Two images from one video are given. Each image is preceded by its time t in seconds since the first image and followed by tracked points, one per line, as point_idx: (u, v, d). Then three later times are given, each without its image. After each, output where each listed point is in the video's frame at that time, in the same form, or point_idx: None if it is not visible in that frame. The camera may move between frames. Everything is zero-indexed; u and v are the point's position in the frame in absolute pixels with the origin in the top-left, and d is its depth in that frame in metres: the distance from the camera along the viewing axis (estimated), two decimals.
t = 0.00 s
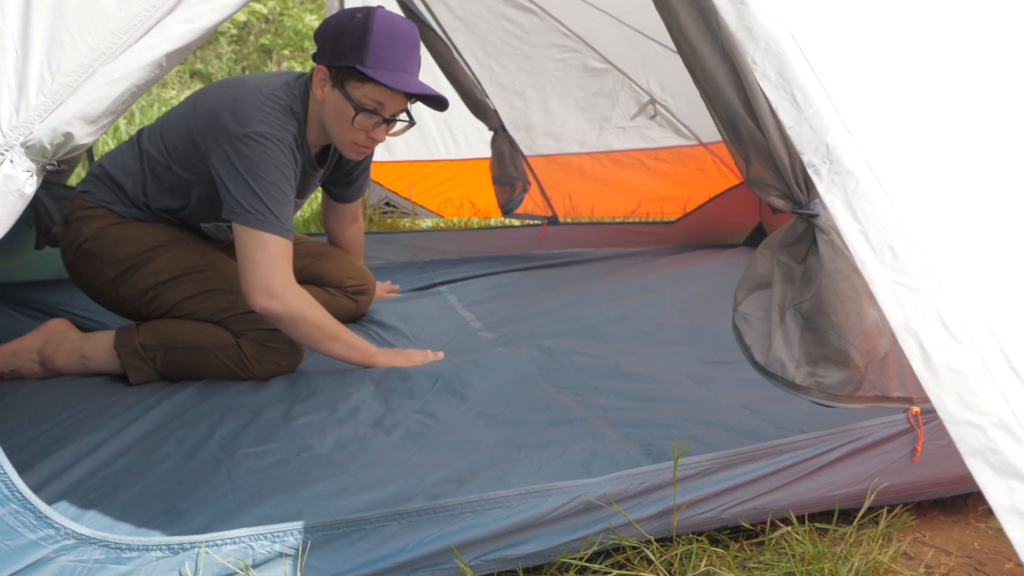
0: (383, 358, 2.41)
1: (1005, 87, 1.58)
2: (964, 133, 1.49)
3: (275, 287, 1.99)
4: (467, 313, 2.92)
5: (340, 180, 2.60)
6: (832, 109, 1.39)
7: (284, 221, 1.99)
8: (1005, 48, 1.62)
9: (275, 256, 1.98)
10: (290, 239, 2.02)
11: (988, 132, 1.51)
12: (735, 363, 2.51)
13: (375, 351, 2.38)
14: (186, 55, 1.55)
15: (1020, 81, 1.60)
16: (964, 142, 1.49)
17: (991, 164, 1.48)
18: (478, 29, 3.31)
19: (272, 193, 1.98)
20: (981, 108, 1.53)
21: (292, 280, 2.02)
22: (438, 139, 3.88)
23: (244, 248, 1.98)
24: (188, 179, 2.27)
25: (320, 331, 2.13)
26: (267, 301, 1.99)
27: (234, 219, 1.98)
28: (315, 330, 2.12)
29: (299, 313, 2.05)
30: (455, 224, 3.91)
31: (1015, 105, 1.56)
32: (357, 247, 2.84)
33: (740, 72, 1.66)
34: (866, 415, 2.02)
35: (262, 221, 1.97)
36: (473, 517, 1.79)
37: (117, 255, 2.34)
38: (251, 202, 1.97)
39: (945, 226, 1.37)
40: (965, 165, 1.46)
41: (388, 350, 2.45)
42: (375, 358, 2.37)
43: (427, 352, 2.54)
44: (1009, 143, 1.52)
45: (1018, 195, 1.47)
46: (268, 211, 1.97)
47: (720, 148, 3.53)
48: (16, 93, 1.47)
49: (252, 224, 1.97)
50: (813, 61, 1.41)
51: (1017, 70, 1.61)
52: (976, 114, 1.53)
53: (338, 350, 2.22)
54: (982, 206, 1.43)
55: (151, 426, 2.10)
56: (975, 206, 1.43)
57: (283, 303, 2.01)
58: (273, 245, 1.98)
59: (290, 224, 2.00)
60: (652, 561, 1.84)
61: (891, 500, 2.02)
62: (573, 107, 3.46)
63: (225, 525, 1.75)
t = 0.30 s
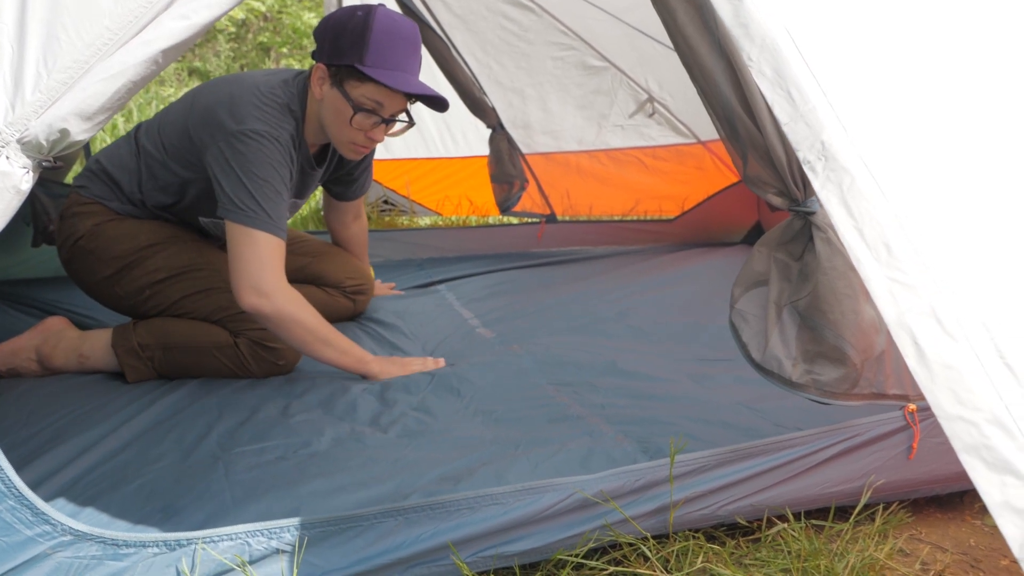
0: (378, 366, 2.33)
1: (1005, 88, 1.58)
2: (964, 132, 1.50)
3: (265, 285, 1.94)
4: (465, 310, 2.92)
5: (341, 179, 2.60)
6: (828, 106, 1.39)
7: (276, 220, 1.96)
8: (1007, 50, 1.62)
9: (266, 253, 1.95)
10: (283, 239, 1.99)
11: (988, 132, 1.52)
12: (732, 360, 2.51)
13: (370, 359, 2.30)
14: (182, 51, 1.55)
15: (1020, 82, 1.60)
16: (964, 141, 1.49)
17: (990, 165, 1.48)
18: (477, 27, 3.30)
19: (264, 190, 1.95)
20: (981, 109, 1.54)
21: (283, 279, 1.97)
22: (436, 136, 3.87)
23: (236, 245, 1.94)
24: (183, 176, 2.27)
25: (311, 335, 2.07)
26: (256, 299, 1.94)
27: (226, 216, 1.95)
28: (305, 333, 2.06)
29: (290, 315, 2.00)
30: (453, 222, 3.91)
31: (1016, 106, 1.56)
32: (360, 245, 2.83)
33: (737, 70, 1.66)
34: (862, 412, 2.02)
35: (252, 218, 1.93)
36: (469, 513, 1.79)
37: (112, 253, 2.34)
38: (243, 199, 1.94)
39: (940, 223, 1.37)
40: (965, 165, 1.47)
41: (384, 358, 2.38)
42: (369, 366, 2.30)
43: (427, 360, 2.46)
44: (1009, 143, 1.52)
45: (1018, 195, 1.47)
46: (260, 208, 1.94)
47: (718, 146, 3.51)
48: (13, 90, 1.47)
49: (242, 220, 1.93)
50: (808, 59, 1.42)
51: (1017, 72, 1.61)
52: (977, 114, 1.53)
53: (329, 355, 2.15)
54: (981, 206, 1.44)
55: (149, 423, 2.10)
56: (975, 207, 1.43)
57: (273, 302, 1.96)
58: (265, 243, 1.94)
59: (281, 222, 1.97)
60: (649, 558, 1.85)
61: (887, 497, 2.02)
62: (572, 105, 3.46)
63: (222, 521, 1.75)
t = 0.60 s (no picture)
0: (374, 376, 2.26)
1: (1005, 83, 1.58)
2: (965, 126, 1.51)
3: (254, 285, 1.91)
4: (463, 307, 2.92)
5: (340, 175, 2.59)
6: (824, 102, 1.39)
7: (268, 218, 1.93)
8: (1005, 44, 1.62)
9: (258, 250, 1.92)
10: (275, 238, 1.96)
11: (987, 127, 1.52)
12: (730, 357, 2.51)
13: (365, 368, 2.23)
14: (179, 46, 1.55)
15: (1018, 77, 1.60)
16: (964, 134, 1.50)
17: (989, 158, 1.49)
18: (474, 24, 3.30)
19: (256, 188, 1.93)
20: (979, 104, 1.54)
21: (274, 279, 1.94)
22: (433, 133, 3.85)
23: (227, 242, 1.92)
24: (178, 175, 2.25)
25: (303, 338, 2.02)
26: (244, 298, 1.92)
27: (217, 214, 1.92)
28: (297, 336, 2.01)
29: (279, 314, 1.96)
30: (452, 219, 3.91)
31: (1015, 102, 1.57)
32: (363, 240, 2.82)
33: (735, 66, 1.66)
34: (859, 409, 2.02)
35: (243, 215, 1.91)
36: (467, 509, 1.79)
37: (108, 250, 2.34)
38: (234, 196, 1.92)
39: (936, 219, 1.38)
40: (964, 158, 1.47)
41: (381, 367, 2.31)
42: (365, 375, 2.23)
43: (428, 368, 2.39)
44: (1008, 138, 1.52)
45: (1017, 188, 1.48)
46: (250, 205, 1.92)
47: (717, 143, 3.51)
48: (9, 85, 1.47)
49: (234, 218, 1.90)
50: (805, 54, 1.42)
51: (1016, 68, 1.61)
52: (976, 108, 1.53)
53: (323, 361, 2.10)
54: (982, 199, 1.44)
55: (147, 419, 2.10)
56: (975, 201, 1.44)
57: (262, 302, 1.93)
58: (256, 240, 1.92)
59: (272, 220, 1.94)
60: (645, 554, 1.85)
61: (884, 493, 2.02)
62: (570, 101, 3.46)
63: (219, 517, 1.75)
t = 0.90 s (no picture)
0: (367, 381, 2.18)
1: (1005, 79, 1.58)
2: (965, 120, 1.51)
3: (243, 281, 1.89)
4: (461, 302, 2.92)
5: (338, 170, 2.58)
6: (821, 97, 1.39)
7: (258, 215, 1.91)
8: (1005, 40, 1.62)
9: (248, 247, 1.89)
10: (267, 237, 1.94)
11: (987, 122, 1.52)
12: (729, 352, 2.52)
13: (358, 373, 2.16)
14: (176, 41, 1.55)
15: (1018, 72, 1.60)
16: (965, 129, 1.50)
17: (989, 153, 1.49)
18: (472, 18, 3.27)
19: (247, 184, 1.91)
20: (979, 99, 1.54)
21: (263, 277, 1.91)
22: (432, 128, 3.86)
23: (216, 238, 1.90)
24: (171, 172, 2.24)
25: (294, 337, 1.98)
26: (232, 294, 1.89)
27: (208, 211, 1.91)
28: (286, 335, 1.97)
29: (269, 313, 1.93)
30: (450, 214, 3.91)
31: (1014, 97, 1.56)
32: (366, 235, 2.81)
33: (732, 61, 1.67)
34: (856, 404, 2.03)
35: (233, 211, 1.89)
36: (464, 504, 1.80)
37: (103, 247, 2.34)
38: (223, 193, 1.90)
39: (932, 215, 1.38)
40: (964, 152, 1.48)
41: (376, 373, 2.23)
42: (358, 380, 2.16)
43: (428, 377, 2.30)
44: (1007, 132, 1.52)
45: (1018, 183, 1.48)
46: (240, 201, 1.90)
47: (715, 139, 3.51)
48: (5, 80, 1.48)
49: (224, 215, 1.88)
50: (801, 49, 1.42)
51: (1018, 67, 1.60)
52: (976, 104, 1.53)
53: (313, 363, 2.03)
54: (981, 193, 1.45)
55: (145, 414, 2.11)
56: (976, 195, 1.44)
57: (251, 299, 1.90)
58: (248, 237, 1.90)
59: (263, 217, 1.92)
60: (643, 549, 1.86)
61: (880, 489, 2.03)
62: (568, 97, 3.45)
63: (216, 512, 1.75)
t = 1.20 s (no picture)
0: (361, 389, 2.12)
1: (1005, 74, 1.57)
2: (965, 115, 1.50)
3: (232, 280, 1.86)
4: (460, 297, 2.92)
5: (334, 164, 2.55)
6: (818, 91, 1.39)
7: (248, 213, 1.89)
8: (1004, 34, 1.62)
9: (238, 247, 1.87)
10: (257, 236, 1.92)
11: (987, 116, 1.52)
12: (727, 347, 2.51)
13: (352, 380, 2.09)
14: (174, 35, 1.55)
15: (1018, 66, 1.59)
16: (965, 124, 1.50)
17: (989, 148, 1.49)
18: (471, 13, 3.27)
19: (237, 182, 1.89)
20: (979, 95, 1.54)
21: (253, 277, 1.88)
22: (431, 124, 3.86)
23: (206, 238, 1.88)
24: (163, 170, 2.22)
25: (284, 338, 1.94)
26: (221, 293, 1.86)
27: (198, 209, 1.89)
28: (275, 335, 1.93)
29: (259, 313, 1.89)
30: (449, 209, 3.90)
31: (1014, 91, 1.56)
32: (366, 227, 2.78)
33: (730, 56, 1.67)
34: (853, 399, 2.03)
35: (223, 210, 1.87)
36: (462, 499, 1.79)
37: (98, 244, 2.33)
38: (213, 191, 1.88)
39: (929, 209, 1.38)
40: (963, 146, 1.47)
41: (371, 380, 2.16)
42: (351, 388, 2.09)
43: (428, 388, 2.22)
44: (1008, 127, 1.52)
45: (1018, 177, 1.47)
46: (230, 199, 1.88)
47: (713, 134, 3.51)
48: (3, 75, 1.48)
49: (214, 214, 1.86)
50: (799, 44, 1.42)
51: (1018, 63, 1.59)
52: (977, 99, 1.53)
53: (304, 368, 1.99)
54: (981, 188, 1.45)
55: (144, 408, 2.11)
56: (976, 189, 1.44)
57: (240, 299, 1.87)
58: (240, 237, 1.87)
59: (253, 215, 1.89)
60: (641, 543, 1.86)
61: (878, 484, 2.03)
62: (567, 92, 3.44)
63: (215, 506, 1.76)
